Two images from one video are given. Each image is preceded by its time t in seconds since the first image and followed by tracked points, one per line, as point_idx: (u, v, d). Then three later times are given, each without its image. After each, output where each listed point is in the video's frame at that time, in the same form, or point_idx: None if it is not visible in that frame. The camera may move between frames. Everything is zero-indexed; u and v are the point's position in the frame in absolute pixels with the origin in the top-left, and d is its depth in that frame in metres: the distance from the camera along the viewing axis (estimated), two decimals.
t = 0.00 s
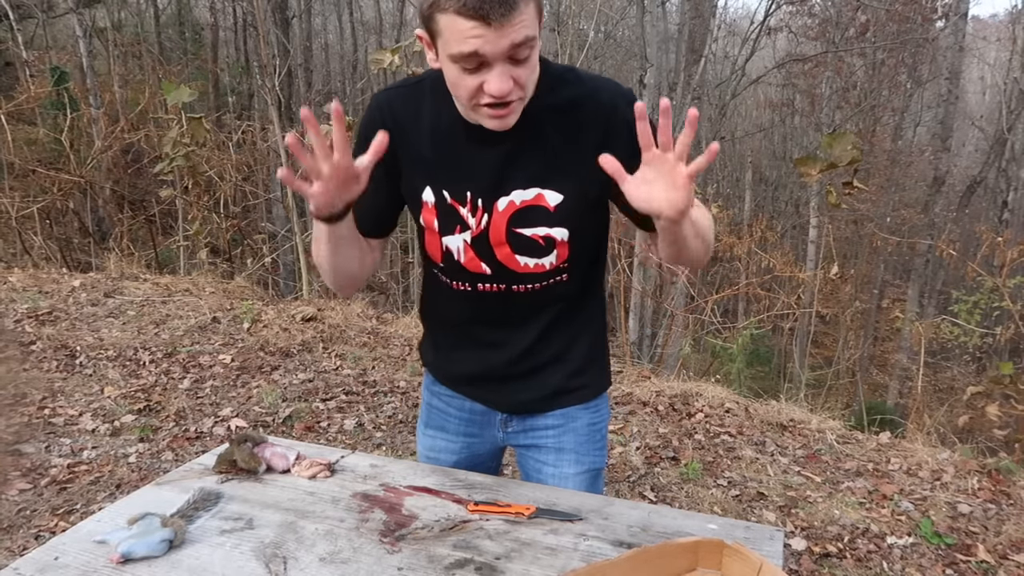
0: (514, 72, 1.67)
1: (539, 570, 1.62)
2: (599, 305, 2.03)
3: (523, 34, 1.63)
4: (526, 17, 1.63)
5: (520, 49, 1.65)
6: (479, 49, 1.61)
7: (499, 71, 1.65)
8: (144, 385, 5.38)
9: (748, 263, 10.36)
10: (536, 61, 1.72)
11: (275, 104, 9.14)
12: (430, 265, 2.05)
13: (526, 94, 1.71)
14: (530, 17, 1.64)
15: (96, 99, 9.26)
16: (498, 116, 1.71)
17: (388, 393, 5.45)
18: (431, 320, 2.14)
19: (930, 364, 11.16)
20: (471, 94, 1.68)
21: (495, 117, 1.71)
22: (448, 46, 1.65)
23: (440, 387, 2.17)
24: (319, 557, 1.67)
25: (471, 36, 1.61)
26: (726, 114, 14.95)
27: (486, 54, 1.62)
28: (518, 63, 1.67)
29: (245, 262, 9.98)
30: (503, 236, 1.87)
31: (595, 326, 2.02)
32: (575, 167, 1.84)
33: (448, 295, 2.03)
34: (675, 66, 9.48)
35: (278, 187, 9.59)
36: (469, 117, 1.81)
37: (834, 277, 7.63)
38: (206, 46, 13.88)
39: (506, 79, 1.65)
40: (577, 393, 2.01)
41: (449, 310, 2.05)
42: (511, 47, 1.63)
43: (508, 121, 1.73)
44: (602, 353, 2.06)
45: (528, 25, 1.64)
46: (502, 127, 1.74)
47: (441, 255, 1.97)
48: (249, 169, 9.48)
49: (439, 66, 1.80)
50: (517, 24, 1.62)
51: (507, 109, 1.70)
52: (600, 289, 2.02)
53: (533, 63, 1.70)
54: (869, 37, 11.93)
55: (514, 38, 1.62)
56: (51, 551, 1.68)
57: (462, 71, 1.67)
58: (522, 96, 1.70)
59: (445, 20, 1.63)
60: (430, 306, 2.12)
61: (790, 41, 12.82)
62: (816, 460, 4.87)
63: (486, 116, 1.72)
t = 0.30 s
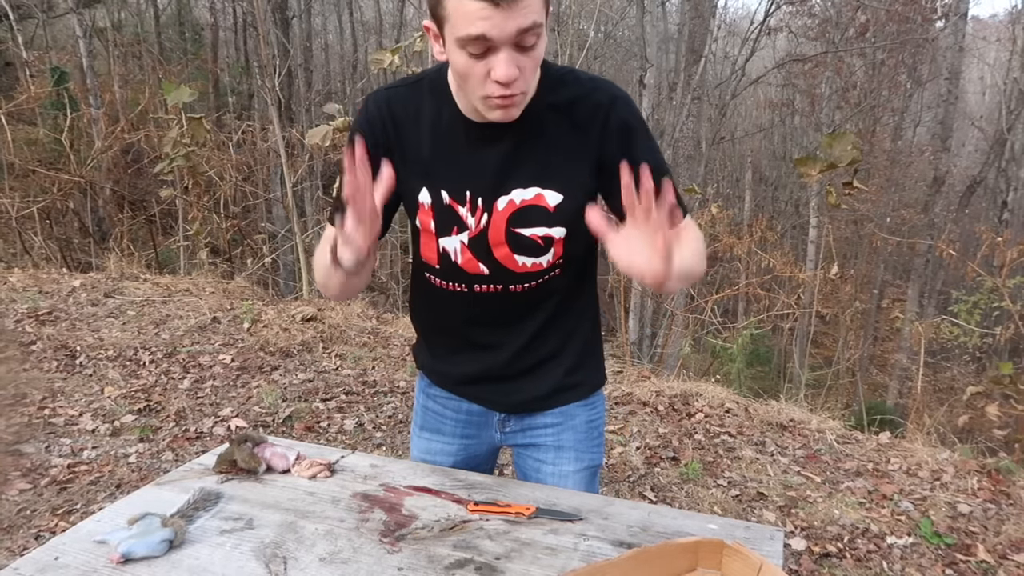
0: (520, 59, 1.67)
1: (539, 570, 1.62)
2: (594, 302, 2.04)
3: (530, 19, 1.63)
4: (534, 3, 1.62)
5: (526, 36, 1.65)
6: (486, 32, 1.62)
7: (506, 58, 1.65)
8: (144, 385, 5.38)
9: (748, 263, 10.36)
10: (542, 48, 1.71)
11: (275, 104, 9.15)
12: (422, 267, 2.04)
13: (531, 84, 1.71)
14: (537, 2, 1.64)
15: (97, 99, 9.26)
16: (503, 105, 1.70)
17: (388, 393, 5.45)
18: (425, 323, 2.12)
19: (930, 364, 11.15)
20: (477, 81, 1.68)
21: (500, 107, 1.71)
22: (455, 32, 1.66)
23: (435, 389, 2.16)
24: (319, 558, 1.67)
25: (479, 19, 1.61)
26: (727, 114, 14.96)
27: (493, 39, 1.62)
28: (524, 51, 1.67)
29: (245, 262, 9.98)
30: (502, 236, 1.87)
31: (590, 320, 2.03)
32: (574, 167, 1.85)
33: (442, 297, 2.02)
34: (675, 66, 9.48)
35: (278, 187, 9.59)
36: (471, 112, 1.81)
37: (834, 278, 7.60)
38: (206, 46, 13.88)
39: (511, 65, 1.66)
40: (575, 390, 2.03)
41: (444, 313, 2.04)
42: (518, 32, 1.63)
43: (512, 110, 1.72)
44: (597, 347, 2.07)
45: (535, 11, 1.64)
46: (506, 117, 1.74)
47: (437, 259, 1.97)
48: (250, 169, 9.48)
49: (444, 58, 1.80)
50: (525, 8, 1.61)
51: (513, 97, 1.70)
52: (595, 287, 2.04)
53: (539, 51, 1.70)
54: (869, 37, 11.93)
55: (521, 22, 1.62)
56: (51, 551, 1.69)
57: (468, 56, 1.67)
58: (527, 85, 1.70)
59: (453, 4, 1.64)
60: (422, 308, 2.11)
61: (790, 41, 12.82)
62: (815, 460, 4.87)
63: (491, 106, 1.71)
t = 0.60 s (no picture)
0: (521, 82, 1.67)
1: (539, 570, 1.62)
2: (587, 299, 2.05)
3: (531, 47, 1.63)
4: (536, 29, 1.62)
5: (528, 59, 1.64)
6: (487, 56, 1.61)
7: (507, 83, 1.65)
8: (144, 385, 5.38)
9: (748, 263, 10.35)
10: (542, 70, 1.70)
11: (275, 104, 9.15)
12: (421, 265, 2.06)
13: (530, 104, 1.72)
14: (540, 25, 1.63)
15: (97, 99, 9.26)
16: (500, 125, 1.72)
17: (388, 393, 5.45)
18: (422, 324, 2.13)
19: (930, 364, 11.14)
20: (475, 99, 1.68)
21: (497, 126, 1.72)
22: (455, 52, 1.65)
23: (430, 387, 2.16)
24: (319, 558, 1.67)
25: (480, 43, 1.60)
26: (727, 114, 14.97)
27: (495, 63, 1.62)
28: (525, 74, 1.67)
29: (245, 262, 9.97)
30: (497, 241, 1.87)
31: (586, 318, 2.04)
32: (568, 178, 1.83)
33: (438, 297, 2.04)
34: (675, 66, 9.49)
35: (278, 187, 9.59)
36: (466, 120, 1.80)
37: (834, 278, 7.55)
38: (206, 47, 13.88)
39: (512, 89, 1.65)
40: (571, 386, 2.03)
41: (439, 313, 2.05)
42: (520, 57, 1.63)
43: (510, 131, 1.74)
44: (592, 345, 2.08)
45: (537, 34, 1.63)
46: (504, 138, 1.75)
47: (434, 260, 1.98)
48: (250, 169, 9.48)
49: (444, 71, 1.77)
50: (528, 33, 1.61)
51: (510, 118, 1.72)
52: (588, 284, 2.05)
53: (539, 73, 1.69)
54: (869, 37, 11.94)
55: (524, 48, 1.62)
56: (51, 551, 1.69)
57: (468, 76, 1.66)
58: (526, 105, 1.70)
59: (455, 27, 1.63)
60: (418, 310, 2.12)
61: (790, 41, 12.83)
62: (816, 460, 4.87)
63: (487, 124, 1.73)
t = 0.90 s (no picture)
0: (505, 72, 1.68)
1: (539, 570, 1.63)
2: (578, 299, 2.06)
3: (518, 35, 1.65)
4: (523, 21, 1.66)
5: (514, 50, 1.66)
6: (472, 42, 1.63)
7: (491, 70, 1.66)
8: (145, 385, 5.40)
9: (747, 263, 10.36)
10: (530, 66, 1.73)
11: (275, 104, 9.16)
12: (416, 262, 2.08)
13: (516, 97, 1.73)
14: (528, 19, 1.67)
15: (97, 99, 9.28)
16: (484, 115, 1.71)
17: (389, 393, 5.47)
18: (415, 323, 2.14)
19: (930, 364, 11.14)
20: (460, 88, 1.69)
21: (481, 116, 1.71)
22: (442, 39, 1.67)
23: (422, 385, 2.18)
24: (319, 557, 1.69)
25: (467, 30, 1.63)
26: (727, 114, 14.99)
27: (480, 48, 1.64)
28: (510, 65, 1.68)
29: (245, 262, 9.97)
30: (483, 242, 1.88)
31: (577, 317, 2.06)
32: (555, 180, 1.84)
33: (430, 297, 2.05)
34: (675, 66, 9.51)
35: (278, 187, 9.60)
36: (455, 120, 1.82)
37: (833, 278, 7.58)
38: (206, 47, 13.90)
39: (496, 78, 1.67)
40: (561, 386, 2.05)
41: (432, 312, 2.07)
42: (505, 45, 1.64)
43: (494, 121, 1.73)
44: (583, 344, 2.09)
45: (524, 27, 1.66)
46: (488, 128, 1.74)
47: (424, 256, 2.01)
48: (250, 169, 9.49)
49: (433, 64, 1.80)
50: (515, 23, 1.64)
51: (495, 108, 1.71)
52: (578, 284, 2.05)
53: (526, 67, 1.71)
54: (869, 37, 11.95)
55: (510, 36, 1.64)
56: (52, 551, 1.70)
57: (454, 63, 1.68)
58: (512, 97, 1.71)
59: (443, 13, 1.66)
60: (411, 309, 2.14)
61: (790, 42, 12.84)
62: (815, 460, 4.88)
63: (471, 115, 1.72)
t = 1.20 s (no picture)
0: (507, 85, 1.67)
1: (539, 570, 1.63)
2: (573, 296, 2.05)
3: (519, 52, 1.63)
4: (524, 36, 1.63)
5: (515, 64, 1.65)
6: (475, 60, 1.61)
7: (494, 84, 1.65)
8: (145, 385, 5.39)
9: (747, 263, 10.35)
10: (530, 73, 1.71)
11: (275, 104, 9.15)
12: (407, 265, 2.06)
13: (516, 103, 1.73)
14: (528, 33, 1.64)
15: (97, 99, 9.27)
16: (485, 122, 1.73)
17: (388, 393, 5.46)
18: (409, 320, 2.13)
19: (930, 364, 11.12)
20: (461, 97, 1.69)
21: (482, 122, 1.74)
22: (444, 53, 1.65)
23: (418, 383, 2.16)
24: (319, 557, 1.68)
25: (469, 49, 1.60)
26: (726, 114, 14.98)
27: (482, 65, 1.62)
28: (511, 78, 1.67)
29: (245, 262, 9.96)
30: (483, 235, 1.88)
31: (573, 315, 2.05)
32: (555, 175, 1.85)
33: (424, 295, 2.04)
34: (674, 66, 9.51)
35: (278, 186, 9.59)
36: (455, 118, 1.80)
37: (834, 278, 7.53)
38: (206, 47, 13.90)
39: (498, 89, 1.66)
40: (556, 384, 2.04)
41: (426, 310, 2.06)
42: (507, 61, 1.62)
43: (494, 127, 1.75)
44: (578, 342, 2.09)
45: (524, 40, 1.63)
46: (488, 134, 1.77)
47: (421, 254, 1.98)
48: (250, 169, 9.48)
49: (434, 69, 1.78)
50: (516, 40, 1.61)
51: (495, 116, 1.73)
52: (574, 283, 2.05)
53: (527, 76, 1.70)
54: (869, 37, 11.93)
55: (511, 52, 1.62)
56: (51, 551, 1.69)
57: (453, 77, 1.67)
58: (512, 105, 1.72)
59: (444, 29, 1.62)
60: (405, 308, 2.12)
61: (790, 42, 12.83)
62: (815, 460, 4.88)
63: (473, 121, 1.74)
